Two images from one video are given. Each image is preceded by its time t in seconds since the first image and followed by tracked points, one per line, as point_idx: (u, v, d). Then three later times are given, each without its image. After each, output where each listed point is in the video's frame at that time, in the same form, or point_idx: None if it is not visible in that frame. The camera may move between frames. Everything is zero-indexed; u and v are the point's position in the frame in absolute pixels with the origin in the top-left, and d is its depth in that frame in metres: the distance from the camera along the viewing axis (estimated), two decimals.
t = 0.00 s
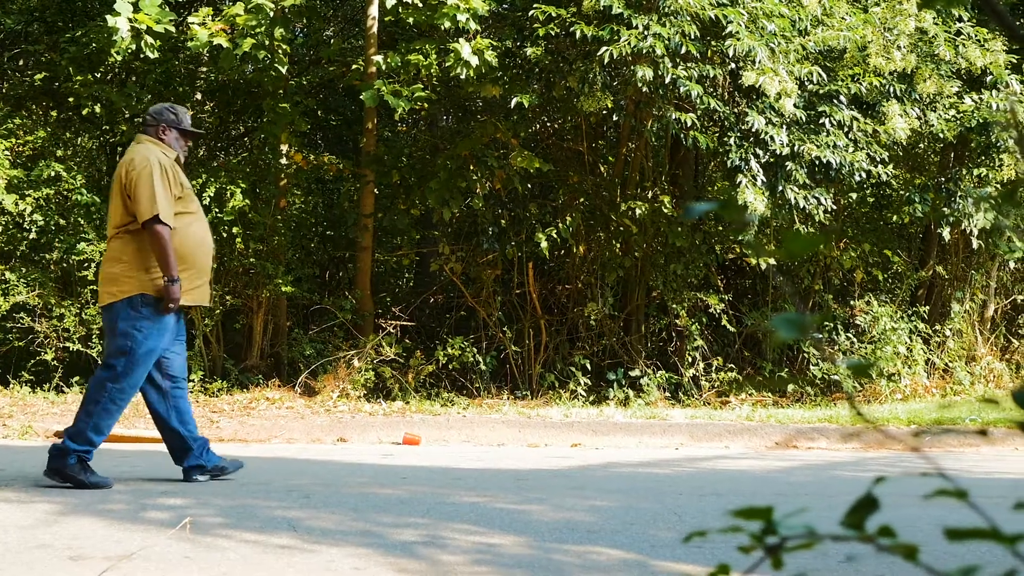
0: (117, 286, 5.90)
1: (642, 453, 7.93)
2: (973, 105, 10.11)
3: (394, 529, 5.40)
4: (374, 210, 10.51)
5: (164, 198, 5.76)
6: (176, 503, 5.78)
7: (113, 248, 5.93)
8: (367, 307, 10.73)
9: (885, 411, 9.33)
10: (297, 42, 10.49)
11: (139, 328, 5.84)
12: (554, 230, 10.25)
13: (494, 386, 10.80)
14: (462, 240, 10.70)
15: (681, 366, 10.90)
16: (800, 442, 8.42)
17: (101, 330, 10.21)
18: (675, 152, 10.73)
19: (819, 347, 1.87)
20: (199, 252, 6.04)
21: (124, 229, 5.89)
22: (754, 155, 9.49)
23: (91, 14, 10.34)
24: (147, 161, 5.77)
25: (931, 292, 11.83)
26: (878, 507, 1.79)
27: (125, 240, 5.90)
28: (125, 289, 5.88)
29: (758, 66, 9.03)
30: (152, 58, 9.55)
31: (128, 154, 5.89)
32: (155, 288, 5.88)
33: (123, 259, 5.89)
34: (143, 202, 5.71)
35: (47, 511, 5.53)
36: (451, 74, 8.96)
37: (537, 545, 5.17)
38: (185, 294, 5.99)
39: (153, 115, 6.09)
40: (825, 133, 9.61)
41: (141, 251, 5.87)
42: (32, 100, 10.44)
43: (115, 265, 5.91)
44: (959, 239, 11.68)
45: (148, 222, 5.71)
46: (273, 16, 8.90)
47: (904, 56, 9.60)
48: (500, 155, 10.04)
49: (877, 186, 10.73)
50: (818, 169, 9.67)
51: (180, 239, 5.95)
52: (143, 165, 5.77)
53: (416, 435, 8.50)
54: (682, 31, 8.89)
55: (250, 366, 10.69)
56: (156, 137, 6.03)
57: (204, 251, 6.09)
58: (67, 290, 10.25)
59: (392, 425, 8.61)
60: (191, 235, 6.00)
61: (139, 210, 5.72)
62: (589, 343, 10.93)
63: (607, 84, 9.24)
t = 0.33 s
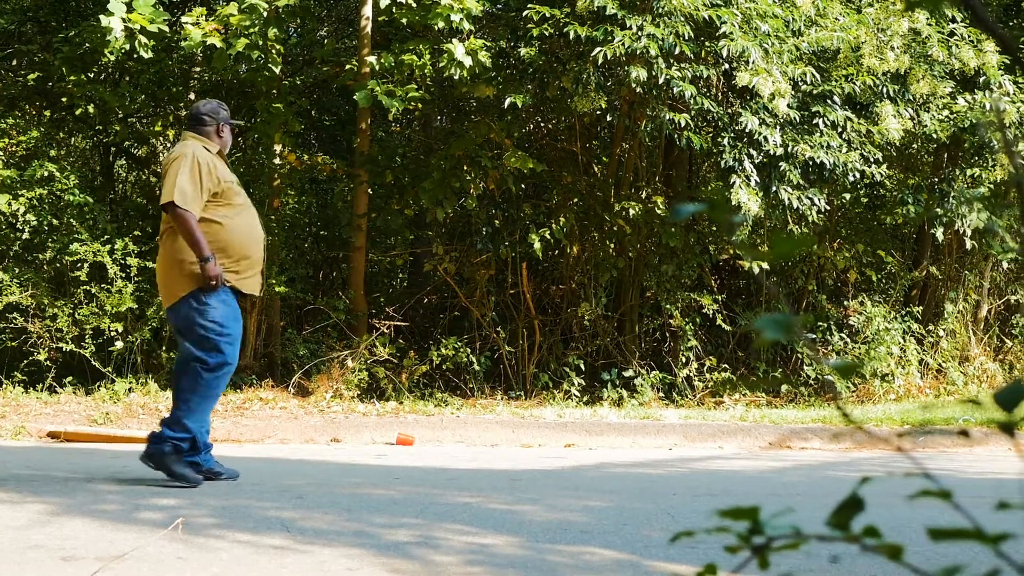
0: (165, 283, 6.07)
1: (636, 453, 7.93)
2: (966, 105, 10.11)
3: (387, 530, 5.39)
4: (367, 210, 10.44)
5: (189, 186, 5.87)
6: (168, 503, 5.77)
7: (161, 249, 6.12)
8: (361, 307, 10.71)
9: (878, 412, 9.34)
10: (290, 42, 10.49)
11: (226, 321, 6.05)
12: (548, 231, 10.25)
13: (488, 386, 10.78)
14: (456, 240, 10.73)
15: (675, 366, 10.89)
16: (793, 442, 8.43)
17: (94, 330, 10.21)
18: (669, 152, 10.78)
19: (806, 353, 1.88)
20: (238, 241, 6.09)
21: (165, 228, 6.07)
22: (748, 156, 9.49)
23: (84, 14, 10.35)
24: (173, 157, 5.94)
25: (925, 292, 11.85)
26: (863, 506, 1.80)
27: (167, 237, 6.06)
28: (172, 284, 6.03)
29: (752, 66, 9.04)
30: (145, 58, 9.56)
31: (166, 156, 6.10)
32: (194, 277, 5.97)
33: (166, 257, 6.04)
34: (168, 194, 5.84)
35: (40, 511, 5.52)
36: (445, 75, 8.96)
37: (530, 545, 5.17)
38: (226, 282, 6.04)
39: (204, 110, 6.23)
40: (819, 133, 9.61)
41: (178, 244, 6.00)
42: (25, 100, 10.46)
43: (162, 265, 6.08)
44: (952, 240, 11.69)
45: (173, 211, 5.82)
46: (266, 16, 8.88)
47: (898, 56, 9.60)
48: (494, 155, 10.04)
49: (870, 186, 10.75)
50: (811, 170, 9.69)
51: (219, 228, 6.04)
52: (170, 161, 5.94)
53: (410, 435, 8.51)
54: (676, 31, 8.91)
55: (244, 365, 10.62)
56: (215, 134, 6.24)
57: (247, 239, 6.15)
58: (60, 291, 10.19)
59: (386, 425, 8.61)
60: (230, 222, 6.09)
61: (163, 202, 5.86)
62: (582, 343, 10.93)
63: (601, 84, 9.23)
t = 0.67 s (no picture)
0: (216, 283, 6.01)
1: (631, 452, 7.94)
2: (960, 104, 10.13)
3: (382, 528, 5.39)
4: (362, 208, 10.44)
5: (253, 185, 5.87)
6: (163, 502, 5.77)
7: (207, 249, 6.04)
8: (355, 305, 10.70)
9: (871, 410, 9.39)
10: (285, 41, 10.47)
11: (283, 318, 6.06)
12: (542, 230, 10.28)
13: (482, 384, 10.83)
14: (450, 239, 10.69)
15: (669, 364, 10.94)
16: (787, 440, 8.45)
17: (88, 328, 10.20)
18: (663, 151, 10.75)
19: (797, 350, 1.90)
20: (287, 238, 6.14)
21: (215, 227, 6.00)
22: (742, 155, 9.52)
23: (79, 12, 10.32)
24: (233, 156, 5.91)
25: (918, 291, 11.86)
26: (855, 504, 1.81)
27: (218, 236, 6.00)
28: (226, 284, 5.99)
29: (746, 65, 9.07)
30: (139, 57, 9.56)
31: (213, 155, 6.03)
32: (250, 276, 5.96)
33: (218, 256, 5.98)
34: (235, 191, 5.81)
35: (34, 510, 5.52)
36: (439, 73, 8.96)
37: (524, 544, 5.18)
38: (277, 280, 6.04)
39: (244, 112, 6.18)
40: (813, 132, 9.65)
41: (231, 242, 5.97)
42: (19, 99, 10.45)
43: (212, 264, 6.01)
44: (946, 239, 11.73)
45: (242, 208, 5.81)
46: (261, 14, 8.87)
47: (892, 55, 9.66)
48: (489, 154, 10.05)
49: (864, 186, 10.79)
50: (805, 169, 9.73)
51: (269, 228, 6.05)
52: (228, 159, 5.90)
53: (404, 433, 8.52)
54: (670, 30, 8.91)
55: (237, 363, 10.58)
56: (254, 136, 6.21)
57: (291, 242, 6.17)
58: (54, 289, 10.19)
59: (380, 423, 8.62)
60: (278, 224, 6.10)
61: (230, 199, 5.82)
62: (577, 342, 10.96)
63: (596, 83, 9.25)
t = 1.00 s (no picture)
0: (284, 278, 5.95)
1: (624, 452, 7.94)
2: (953, 104, 10.13)
3: (375, 528, 5.38)
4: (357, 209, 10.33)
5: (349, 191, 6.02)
6: (156, 502, 5.76)
7: (278, 244, 5.96)
8: (348, 305, 10.56)
9: (865, 410, 9.41)
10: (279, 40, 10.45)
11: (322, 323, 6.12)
12: (535, 230, 10.28)
13: (475, 384, 10.84)
14: (444, 239, 10.70)
15: (663, 364, 10.95)
16: (781, 440, 8.46)
17: (81, 328, 10.20)
18: (656, 151, 10.85)
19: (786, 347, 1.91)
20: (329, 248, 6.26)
21: (293, 225, 5.97)
22: (735, 155, 9.53)
23: (72, 12, 10.28)
24: (329, 161, 6.00)
25: (912, 291, 11.86)
26: (841, 504, 1.81)
27: (296, 234, 5.98)
28: (296, 281, 5.97)
29: (739, 65, 9.08)
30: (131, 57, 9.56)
31: (293, 153, 6.01)
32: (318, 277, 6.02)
33: (296, 253, 5.96)
34: (344, 196, 5.94)
35: (27, 511, 5.51)
36: (433, 73, 8.95)
37: (517, 544, 5.18)
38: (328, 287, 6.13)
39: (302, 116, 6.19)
40: (806, 132, 9.67)
41: (305, 242, 5.99)
42: (12, 98, 10.44)
43: (285, 260, 5.95)
44: (939, 238, 11.74)
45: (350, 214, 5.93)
46: (253, 14, 8.85)
47: (886, 55, 9.61)
48: (482, 153, 10.04)
49: (857, 185, 10.82)
50: (798, 168, 9.74)
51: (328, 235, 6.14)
52: (327, 163, 5.97)
53: (398, 433, 8.52)
54: (663, 30, 8.92)
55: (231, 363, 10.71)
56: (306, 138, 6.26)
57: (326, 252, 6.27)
58: (47, 289, 10.22)
59: (374, 423, 8.62)
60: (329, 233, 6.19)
61: (340, 203, 5.93)
62: (570, 342, 10.97)
63: (589, 83, 9.24)
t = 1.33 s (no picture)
0: (327, 280, 5.94)
1: (617, 452, 7.94)
2: (946, 105, 10.14)
3: (366, 528, 5.38)
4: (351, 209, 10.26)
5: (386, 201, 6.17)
6: (147, 502, 5.76)
7: (324, 246, 5.92)
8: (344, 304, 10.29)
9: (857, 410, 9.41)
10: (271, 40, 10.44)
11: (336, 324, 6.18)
12: (528, 229, 10.29)
13: (468, 384, 10.84)
14: (436, 239, 10.65)
15: (656, 364, 10.95)
16: (773, 440, 8.46)
17: (73, 328, 10.20)
18: (650, 151, 10.76)
19: (767, 351, 1.90)
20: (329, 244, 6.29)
21: (339, 229, 5.97)
22: (728, 155, 9.53)
23: (65, 12, 10.21)
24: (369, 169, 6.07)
25: (904, 291, 11.87)
26: (818, 501, 1.81)
27: (339, 238, 5.99)
28: (335, 283, 6.00)
29: (732, 65, 9.08)
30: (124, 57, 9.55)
31: (338, 156, 5.93)
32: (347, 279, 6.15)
33: (339, 257, 5.99)
34: (389, 208, 6.11)
35: (18, 511, 5.50)
36: (425, 73, 8.94)
37: (508, 544, 5.18)
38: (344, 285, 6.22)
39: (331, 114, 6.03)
40: (799, 132, 9.68)
41: (345, 246, 6.03)
42: (4, 97, 10.41)
43: (331, 263, 5.94)
44: (932, 238, 11.75)
45: (393, 228, 6.14)
46: (246, 13, 8.82)
47: (878, 55, 9.63)
48: (475, 153, 10.05)
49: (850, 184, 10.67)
50: (791, 168, 9.76)
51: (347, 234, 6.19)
52: (370, 172, 6.04)
53: (390, 433, 8.52)
54: (656, 30, 8.92)
55: (223, 364, 10.77)
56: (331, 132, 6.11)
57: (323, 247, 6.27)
58: (39, 289, 10.21)
59: (366, 423, 8.61)
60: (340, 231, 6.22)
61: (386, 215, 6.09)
62: (563, 342, 10.97)
63: (582, 82, 9.26)
